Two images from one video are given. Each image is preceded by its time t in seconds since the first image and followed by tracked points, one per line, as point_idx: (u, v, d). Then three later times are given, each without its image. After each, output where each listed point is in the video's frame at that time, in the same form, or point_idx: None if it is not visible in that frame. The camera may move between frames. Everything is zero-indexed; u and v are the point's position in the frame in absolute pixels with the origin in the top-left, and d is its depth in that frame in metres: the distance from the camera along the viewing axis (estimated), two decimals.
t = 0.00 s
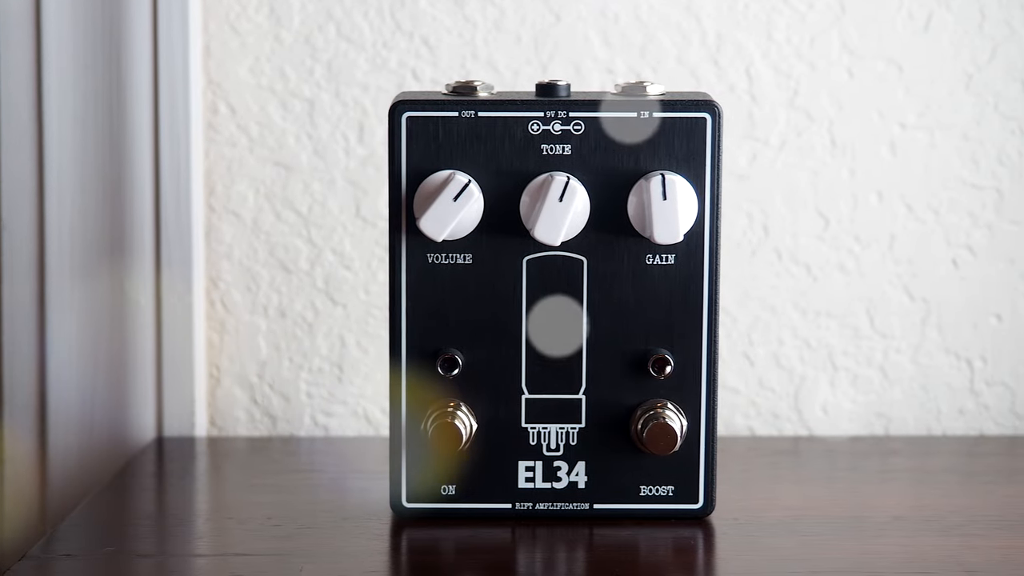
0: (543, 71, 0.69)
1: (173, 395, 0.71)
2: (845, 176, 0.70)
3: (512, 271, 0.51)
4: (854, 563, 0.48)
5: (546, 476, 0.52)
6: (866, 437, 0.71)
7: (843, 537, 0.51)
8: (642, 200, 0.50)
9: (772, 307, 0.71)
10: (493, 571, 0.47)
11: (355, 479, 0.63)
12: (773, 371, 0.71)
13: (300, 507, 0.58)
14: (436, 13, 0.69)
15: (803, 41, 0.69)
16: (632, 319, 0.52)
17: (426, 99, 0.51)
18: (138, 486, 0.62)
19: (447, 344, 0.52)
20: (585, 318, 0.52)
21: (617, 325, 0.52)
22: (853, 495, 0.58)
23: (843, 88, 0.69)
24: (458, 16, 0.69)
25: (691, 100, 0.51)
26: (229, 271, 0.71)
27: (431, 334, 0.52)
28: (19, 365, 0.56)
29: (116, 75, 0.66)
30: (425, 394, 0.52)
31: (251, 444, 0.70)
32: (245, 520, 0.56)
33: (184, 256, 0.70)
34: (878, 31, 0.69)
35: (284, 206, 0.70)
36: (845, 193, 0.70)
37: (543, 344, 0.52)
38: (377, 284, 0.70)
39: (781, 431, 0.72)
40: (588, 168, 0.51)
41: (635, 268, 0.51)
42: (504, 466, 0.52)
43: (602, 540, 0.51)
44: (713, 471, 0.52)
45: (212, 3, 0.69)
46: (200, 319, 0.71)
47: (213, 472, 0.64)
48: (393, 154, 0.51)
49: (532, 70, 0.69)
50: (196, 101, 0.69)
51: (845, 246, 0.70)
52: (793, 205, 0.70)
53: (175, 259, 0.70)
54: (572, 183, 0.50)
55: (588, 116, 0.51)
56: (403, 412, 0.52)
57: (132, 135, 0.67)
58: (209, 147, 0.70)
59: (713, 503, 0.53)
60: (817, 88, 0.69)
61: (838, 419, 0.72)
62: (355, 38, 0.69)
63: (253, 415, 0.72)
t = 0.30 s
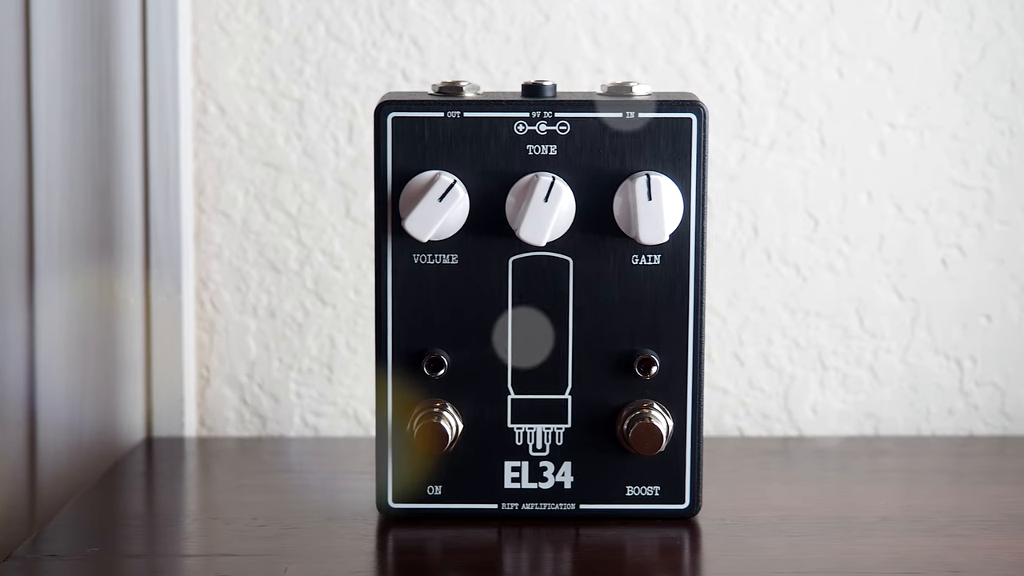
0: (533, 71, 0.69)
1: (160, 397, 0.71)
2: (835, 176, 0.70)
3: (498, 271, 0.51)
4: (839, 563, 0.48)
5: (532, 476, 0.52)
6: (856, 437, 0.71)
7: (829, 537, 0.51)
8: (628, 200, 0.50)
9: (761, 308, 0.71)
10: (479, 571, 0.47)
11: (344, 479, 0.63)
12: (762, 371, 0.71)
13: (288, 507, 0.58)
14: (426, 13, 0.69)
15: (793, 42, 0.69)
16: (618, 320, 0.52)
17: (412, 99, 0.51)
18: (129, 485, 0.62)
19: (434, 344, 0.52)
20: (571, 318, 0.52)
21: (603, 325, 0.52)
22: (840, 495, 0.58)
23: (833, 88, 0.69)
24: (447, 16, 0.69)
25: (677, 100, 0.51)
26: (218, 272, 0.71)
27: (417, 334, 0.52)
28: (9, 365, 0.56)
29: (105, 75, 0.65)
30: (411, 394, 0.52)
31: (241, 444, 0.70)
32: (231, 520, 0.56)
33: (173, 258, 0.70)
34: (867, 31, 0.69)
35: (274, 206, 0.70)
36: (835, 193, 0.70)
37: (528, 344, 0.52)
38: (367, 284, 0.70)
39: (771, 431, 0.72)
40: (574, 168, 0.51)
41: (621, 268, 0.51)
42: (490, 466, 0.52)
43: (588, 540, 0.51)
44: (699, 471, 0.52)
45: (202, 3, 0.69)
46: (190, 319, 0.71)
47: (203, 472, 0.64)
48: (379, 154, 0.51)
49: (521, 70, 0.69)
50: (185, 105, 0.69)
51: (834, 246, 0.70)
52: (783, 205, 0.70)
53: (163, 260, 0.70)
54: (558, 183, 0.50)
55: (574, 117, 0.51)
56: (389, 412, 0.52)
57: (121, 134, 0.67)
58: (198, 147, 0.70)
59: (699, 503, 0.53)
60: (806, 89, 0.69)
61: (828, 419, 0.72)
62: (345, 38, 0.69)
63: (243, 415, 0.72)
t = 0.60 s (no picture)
0: (523, 71, 0.69)
1: (150, 398, 0.71)
2: (825, 177, 0.70)
3: (484, 271, 0.51)
4: (824, 563, 0.48)
5: (519, 476, 0.52)
6: (846, 437, 0.71)
7: (816, 537, 0.51)
8: (614, 200, 0.50)
9: (751, 307, 0.71)
10: (466, 571, 0.47)
11: (333, 480, 0.63)
12: (752, 372, 0.71)
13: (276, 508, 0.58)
14: (416, 14, 0.69)
15: (782, 42, 0.69)
16: (604, 320, 0.52)
17: (399, 99, 0.51)
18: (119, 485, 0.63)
19: (420, 344, 0.52)
20: (557, 318, 0.52)
21: (590, 325, 0.52)
22: (828, 495, 0.58)
23: (823, 88, 0.69)
24: (437, 17, 0.69)
25: (663, 100, 0.51)
26: (209, 272, 0.71)
27: (404, 334, 0.52)
28: None
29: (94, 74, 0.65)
30: (398, 395, 0.52)
31: (231, 444, 0.70)
32: (219, 520, 0.56)
33: (163, 256, 0.69)
34: (857, 31, 0.69)
35: (264, 207, 0.70)
36: (825, 194, 0.70)
37: (515, 345, 0.52)
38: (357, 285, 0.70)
39: (761, 431, 0.72)
40: (560, 168, 0.51)
41: (608, 269, 0.51)
42: (477, 466, 0.52)
43: (575, 540, 0.51)
44: (685, 471, 0.52)
45: (191, 3, 0.69)
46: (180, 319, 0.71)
47: (193, 472, 0.64)
48: (366, 154, 0.51)
49: (511, 71, 0.69)
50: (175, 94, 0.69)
51: (824, 247, 0.70)
52: (773, 205, 0.70)
53: (153, 259, 0.69)
54: (543, 183, 0.50)
55: (560, 117, 0.51)
56: (376, 413, 0.52)
57: (110, 134, 0.67)
58: (188, 148, 0.70)
59: (686, 503, 0.53)
60: (796, 89, 0.69)
61: (817, 420, 0.72)
62: (335, 39, 0.69)
63: (233, 415, 0.72)
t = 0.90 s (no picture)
0: (514, 71, 0.69)
1: (141, 397, 0.71)
2: (816, 177, 0.70)
3: (472, 271, 0.51)
4: (811, 563, 0.48)
5: (507, 476, 0.52)
6: (837, 437, 0.71)
7: (803, 537, 0.51)
8: (601, 200, 0.50)
9: (742, 308, 0.71)
10: (453, 571, 0.47)
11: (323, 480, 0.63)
12: (743, 372, 0.71)
13: (264, 508, 0.58)
14: (406, 14, 0.69)
15: (773, 42, 0.69)
16: (592, 320, 0.52)
17: (386, 100, 0.51)
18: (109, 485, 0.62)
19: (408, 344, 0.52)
20: (545, 318, 0.52)
21: (578, 325, 0.52)
22: (817, 495, 0.58)
23: (814, 89, 0.69)
24: (428, 17, 0.69)
25: (651, 101, 0.51)
26: (199, 272, 0.71)
27: (391, 334, 0.52)
28: None
29: (85, 75, 0.65)
30: (386, 395, 0.52)
31: (222, 444, 0.70)
32: (207, 520, 0.56)
33: (153, 257, 0.70)
34: (848, 32, 0.69)
35: (255, 207, 0.70)
36: (816, 194, 0.70)
37: (503, 346, 0.52)
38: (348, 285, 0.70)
39: (752, 431, 0.72)
40: (548, 168, 0.51)
41: (596, 269, 0.51)
42: (465, 467, 0.52)
43: (563, 540, 0.51)
44: (673, 471, 0.52)
45: (182, 3, 0.69)
46: (171, 319, 0.71)
47: (184, 472, 0.64)
48: (354, 155, 0.51)
49: (502, 71, 0.69)
50: (166, 100, 0.69)
51: (815, 247, 0.70)
52: (763, 205, 0.70)
53: (144, 257, 0.70)
54: (531, 183, 0.50)
55: (548, 117, 0.51)
56: (364, 413, 0.52)
57: (101, 134, 0.67)
58: (180, 148, 0.70)
59: (674, 504, 0.53)
60: (786, 89, 0.69)
61: (808, 420, 0.72)
62: (325, 39, 0.69)
63: (224, 415, 0.72)
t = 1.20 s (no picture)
0: (504, 72, 0.69)
1: (132, 396, 0.71)
2: (807, 177, 0.70)
3: (460, 271, 0.51)
4: (798, 563, 0.48)
5: (495, 477, 0.52)
6: (827, 437, 0.71)
7: (791, 537, 0.51)
8: (589, 200, 0.50)
9: (733, 308, 0.71)
10: (441, 571, 0.47)
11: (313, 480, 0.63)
12: (734, 372, 0.71)
13: (253, 508, 0.58)
14: (397, 14, 0.69)
15: (764, 42, 0.69)
16: (579, 320, 0.52)
17: (374, 100, 0.51)
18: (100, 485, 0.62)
19: (396, 345, 0.52)
20: (533, 318, 0.52)
21: (565, 325, 0.52)
22: (806, 495, 0.58)
23: (804, 89, 0.69)
24: (418, 17, 0.69)
25: (638, 101, 0.51)
26: (190, 272, 0.71)
27: (379, 334, 0.52)
28: None
29: (77, 76, 0.65)
30: (373, 394, 0.52)
31: (213, 444, 0.70)
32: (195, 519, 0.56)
33: (144, 258, 0.70)
34: (838, 32, 0.69)
35: (246, 207, 0.70)
36: (807, 194, 0.70)
37: (491, 345, 0.52)
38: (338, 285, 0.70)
39: (743, 431, 0.72)
40: (535, 168, 0.51)
41: (583, 269, 0.51)
42: (452, 467, 0.52)
43: (551, 540, 0.51)
44: (661, 471, 0.52)
45: (173, 4, 0.69)
46: (162, 320, 0.71)
47: (175, 472, 0.64)
48: (341, 155, 0.51)
49: (493, 71, 0.69)
50: (157, 102, 0.69)
51: (806, 247, 0.70)
52: (754, 205, 0.70)
53: (135, 256, 0.70)
54: (518, 183, 0.50)
55: (535, 117, 0.51)
56: (351, 412, 0.52)
57: (93, 134, 0.67)
58: (171, 149, 0.70)
59: (662, 504, 0.53)
60: (777, 89, 0.69)
61: (799, 420, 0.72)
62: (316, 39, 0.69)
63: (215, 415, 0.72)
